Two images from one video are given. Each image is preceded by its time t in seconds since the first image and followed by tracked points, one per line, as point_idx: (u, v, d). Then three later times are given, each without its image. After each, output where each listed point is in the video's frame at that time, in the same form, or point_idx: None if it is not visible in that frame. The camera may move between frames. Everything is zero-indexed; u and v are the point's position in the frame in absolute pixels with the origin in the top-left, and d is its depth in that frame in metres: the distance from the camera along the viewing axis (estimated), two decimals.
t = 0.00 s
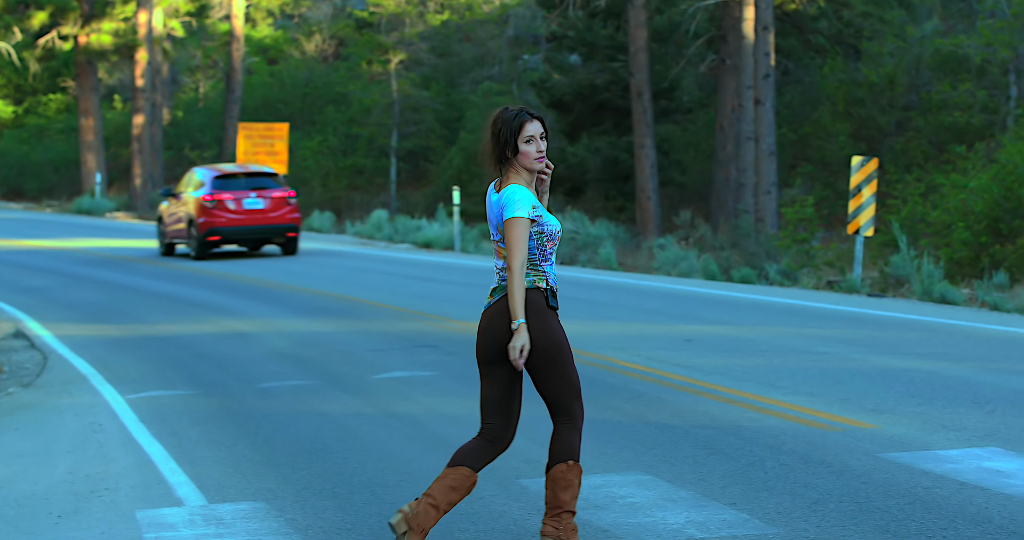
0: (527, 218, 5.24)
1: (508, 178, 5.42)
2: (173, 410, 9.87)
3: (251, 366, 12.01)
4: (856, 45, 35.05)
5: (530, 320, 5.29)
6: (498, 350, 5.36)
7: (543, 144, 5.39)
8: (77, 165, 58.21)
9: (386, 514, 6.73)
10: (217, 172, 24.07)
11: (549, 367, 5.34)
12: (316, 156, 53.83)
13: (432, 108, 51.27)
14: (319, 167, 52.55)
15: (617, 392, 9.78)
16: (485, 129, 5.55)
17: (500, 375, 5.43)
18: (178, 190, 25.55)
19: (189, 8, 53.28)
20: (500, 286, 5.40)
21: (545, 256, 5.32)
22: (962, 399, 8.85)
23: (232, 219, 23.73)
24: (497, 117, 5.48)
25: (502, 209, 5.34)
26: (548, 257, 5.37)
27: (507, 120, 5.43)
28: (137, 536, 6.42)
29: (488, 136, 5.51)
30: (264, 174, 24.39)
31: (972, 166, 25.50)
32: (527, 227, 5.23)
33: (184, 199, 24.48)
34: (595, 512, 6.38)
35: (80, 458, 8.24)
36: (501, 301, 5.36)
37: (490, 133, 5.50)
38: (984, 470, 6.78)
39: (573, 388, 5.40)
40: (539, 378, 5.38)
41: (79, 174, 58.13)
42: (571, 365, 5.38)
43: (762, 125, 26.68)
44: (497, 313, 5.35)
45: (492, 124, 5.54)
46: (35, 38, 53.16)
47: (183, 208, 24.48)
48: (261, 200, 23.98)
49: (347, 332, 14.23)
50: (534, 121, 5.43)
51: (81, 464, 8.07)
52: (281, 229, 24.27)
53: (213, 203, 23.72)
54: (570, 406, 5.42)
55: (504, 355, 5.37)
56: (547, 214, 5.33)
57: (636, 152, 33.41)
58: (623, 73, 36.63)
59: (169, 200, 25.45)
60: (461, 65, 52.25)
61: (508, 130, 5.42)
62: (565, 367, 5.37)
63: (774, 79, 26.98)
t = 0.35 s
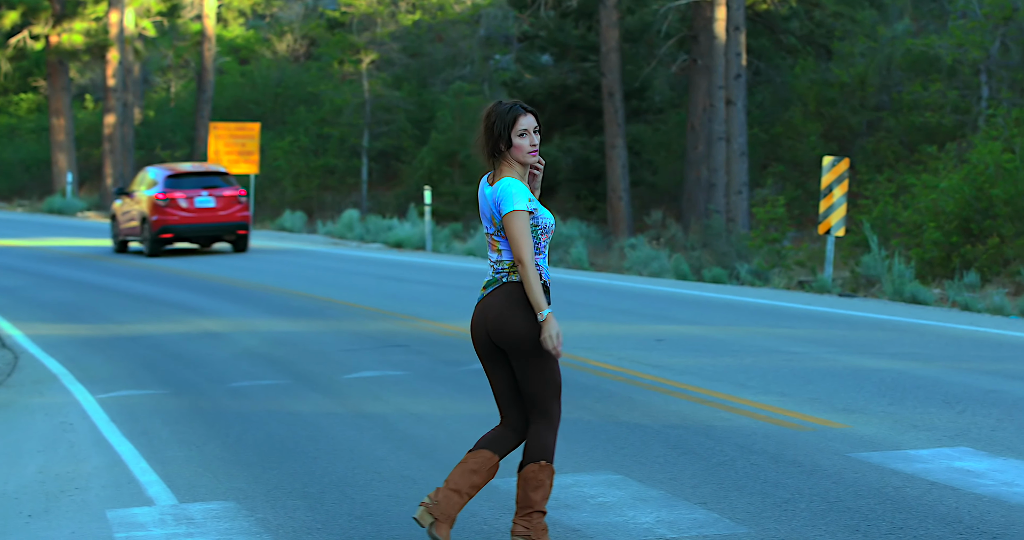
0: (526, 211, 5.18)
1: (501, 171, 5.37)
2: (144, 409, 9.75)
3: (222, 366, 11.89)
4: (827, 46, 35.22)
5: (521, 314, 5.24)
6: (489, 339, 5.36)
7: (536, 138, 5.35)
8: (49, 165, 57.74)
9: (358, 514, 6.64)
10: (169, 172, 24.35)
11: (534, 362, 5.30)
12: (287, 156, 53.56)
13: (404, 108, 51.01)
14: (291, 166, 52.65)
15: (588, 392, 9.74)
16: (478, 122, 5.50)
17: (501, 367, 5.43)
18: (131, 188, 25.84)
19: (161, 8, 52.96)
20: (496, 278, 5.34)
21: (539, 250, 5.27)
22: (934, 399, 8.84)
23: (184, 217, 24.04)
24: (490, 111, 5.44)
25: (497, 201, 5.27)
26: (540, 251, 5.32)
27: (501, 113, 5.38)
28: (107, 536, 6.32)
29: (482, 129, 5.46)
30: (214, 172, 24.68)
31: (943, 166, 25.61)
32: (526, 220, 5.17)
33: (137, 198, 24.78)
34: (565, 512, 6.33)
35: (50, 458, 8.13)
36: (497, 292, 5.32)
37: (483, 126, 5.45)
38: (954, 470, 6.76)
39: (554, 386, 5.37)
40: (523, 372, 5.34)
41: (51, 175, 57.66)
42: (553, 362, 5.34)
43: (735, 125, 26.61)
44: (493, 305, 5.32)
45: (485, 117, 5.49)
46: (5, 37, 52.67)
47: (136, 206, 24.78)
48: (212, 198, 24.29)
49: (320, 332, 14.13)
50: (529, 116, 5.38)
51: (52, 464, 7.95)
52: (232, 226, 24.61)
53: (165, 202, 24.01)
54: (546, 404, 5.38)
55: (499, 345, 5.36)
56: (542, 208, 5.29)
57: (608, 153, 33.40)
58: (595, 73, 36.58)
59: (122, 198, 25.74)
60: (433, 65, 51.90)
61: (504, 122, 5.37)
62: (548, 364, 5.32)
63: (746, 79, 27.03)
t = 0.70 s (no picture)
0: (526, 202, 5.17)
1: (496, 164, 5.38)
2: (118, 410, 9.65)
3: (196, 366, 11.80)
4: (800, 46, 35.37)
5: (510, 310, 5.22)
6: (478, 331, 5.34)
7: (530, 131, 5.36)
8: (22, 166, 57.29)
9: (332, 514, 6.58)
10: (124, 171, 24.58)
11: (518, 360, 5.27)
12: (261, 157, 53.24)
13: (377, 108, 50.78)
14: (265, 166, 52.35)
15: (562, 392, 9.73)
16: (471, 116, 5.51)
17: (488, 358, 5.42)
18: (86, 188, 26.08)
19: (134, 8, 52.60)
20: (491, 271, 5.31)
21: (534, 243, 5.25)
22: (907, 399, 8.86)
23: (139, 216, 24.29)
24: (485, 104, 5.45)
25: (494, 193, 5.26)
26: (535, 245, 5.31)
27: (496, 107, 5.39)
28: (81, 537, 6.24)
29: (476, 122, 5.47)
30: (169, 173, 24.95)
31: (916, 166, 25.68)
32: (526, 210, 5.16)
33: (92, 197, 25.01)
34: (539, 512, 6.31)
35: (24, 458, 8.04)
36: (490, 285, 5.29)
37: (478, 119, 5.46)
38: (928, 470, 6.76)
39: (532, 388, 5.33)
40: (505, 370, 5.31)
41: (24, 176, 57.19)
42: (536, 364, 5.31)
43: (709, 125, 26.53)
44: (485, 298, 5.28)
45: (479, 110, 5.50)
46: None
47: (91, 205, 25.03)
48: (167, 198, 24.56)
49: (294, 332, 14.05)
50: (523, 109, 5.40)
51: (25, 464, 7.86)
52: (185, 225, 24.90)
53: (120, 201, 24.25)
54: (524, 406, 5.34)
55: (487, 338, 5.33)
56: (538, 200, 5.29)
57: (582, 153, 33.37)
58: (568, 73, 36.53)
59: (78, 198, 25.98)
60: (407, 65, 51.17)
61: (501, 115, 5.38)
62: (531, 364, 5.30)
63: (719, 79, 27.08)
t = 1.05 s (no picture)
0: (527, 195, 5.16)
1: (495, 160, 5.38)
2: (93, 409, 9.55)
3: (172, 365, 11.70)
4: (776, 46, 35.50)
5: (500, 308, 5.19)
6: (469, 327, 5.31)
7: (529, 128, 5.35)
8: None
9: (308, 514, 6.52)
10: (82, 170, 24.85)
11: (504, 361, 5.24)
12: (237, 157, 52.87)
13: (354, 108, 50.73)
14: (241, 165, 52.00)
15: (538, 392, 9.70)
16: (469, 114, 5.50)
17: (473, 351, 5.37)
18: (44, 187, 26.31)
19: (110, 7, 52.34)
20: (486, 268, 5.29)
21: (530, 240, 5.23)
22: (883, 399, 8.86)
23: (95, 214, 24.53)
24: (483, 102, 5.44)
25: (493, 188, 5.25)
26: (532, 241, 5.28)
27: (494, 102, 5.39)
28: (56, 536, 6.15)
29: (473, 119, 5.47)
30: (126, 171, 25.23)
31: (892, 165, 25.81)
32: (528, 205, 5.14)
33: (49, 195, 25.25)
34: (515, 511, 6.27)
35: None
36: (483, 282, 5.27)
37: (475, 116, 5.45)
38: (904, 469, 6.76)
39: (511, 388, 5.29)
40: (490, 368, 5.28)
41: None
42: (520, 364, 5.27)
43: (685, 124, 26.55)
44: (477, 294, 5.25)
45: (477, 107, 5.50)
46: None
47: (49, 204, 25.27)
48: (123, 196, 24.84)
49: (270, 332, 13.97)
50: (521, 105, 5.39)
51: None
52: (141, 223, 25.19)
53: (78, 199, 24.49)
54: (505, 407, 5.32)
55: (476, 335, 5.31)
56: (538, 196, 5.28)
57: (558, 153, 33.34)
58: (544, 73, 36.48)
59: (36, 196, 26.22)
60: (383, 65, 51.17)
61: (499, 113, 5.38)
62: (516, 365, 5.27)
63: (695, 79, 27.12)
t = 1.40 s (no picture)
0: (528, 196, 5.16)
1: (495, 161, 5.38)
2: (64, 407, 9.46)
3: (144, 363, 11.62)
4: (748, 45, 35.71)
5: (488, 308, 5.20)
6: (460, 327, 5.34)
7: (529, 129, 5.34)
8: None
9: (279, 512, 6.46)
10: (33, 166, 26.09)
11: (487, 361, 5.25)
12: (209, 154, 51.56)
13: (326, 106, 50.77)
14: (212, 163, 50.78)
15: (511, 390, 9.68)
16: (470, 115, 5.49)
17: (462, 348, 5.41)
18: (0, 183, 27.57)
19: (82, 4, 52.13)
20: (482, 269, 5.30)
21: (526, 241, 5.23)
22: (855, 397, 8.89)
23: (45, 209, 25.78)
24: (483, 104, 5.43)
25: (492, 188, 5.25)
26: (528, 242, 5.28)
27: (493, 104, 5.38)
28: (28, 534, 6.07)
29: (473, 121, 5.46)
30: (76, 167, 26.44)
31: (864, 164, 26.00)
32: (528, 205, 5.15)
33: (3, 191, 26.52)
34: (487, 509, 6.24)
35: None
36: (476, 282, 5.30)
37: (475, 118, 5.44)
38: (876, 467, 6.77)
39: (490, 384, 5.29)
40: (472, 367, 5.29)
41: None
42: (502, 365, 5.27)
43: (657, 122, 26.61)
44: (469, 295, 5.29)
45: (478, 109, 5.48)
46: None
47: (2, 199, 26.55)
48: (72, 191, 26.06)
49: (243, 329, 13.89)
50: (521, 107, 5.38)
51: None
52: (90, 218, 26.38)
53: (28, 195, 25.74)
54: (482, 404, 5.33)
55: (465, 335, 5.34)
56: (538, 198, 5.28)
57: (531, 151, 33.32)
58: (517, 71, 36.46)
59: None
60: (355, 63, 51.90)
61: (499, 114, 5.36)
62: (499, 365, 5.26)
63: (667, 78, 27.21)
